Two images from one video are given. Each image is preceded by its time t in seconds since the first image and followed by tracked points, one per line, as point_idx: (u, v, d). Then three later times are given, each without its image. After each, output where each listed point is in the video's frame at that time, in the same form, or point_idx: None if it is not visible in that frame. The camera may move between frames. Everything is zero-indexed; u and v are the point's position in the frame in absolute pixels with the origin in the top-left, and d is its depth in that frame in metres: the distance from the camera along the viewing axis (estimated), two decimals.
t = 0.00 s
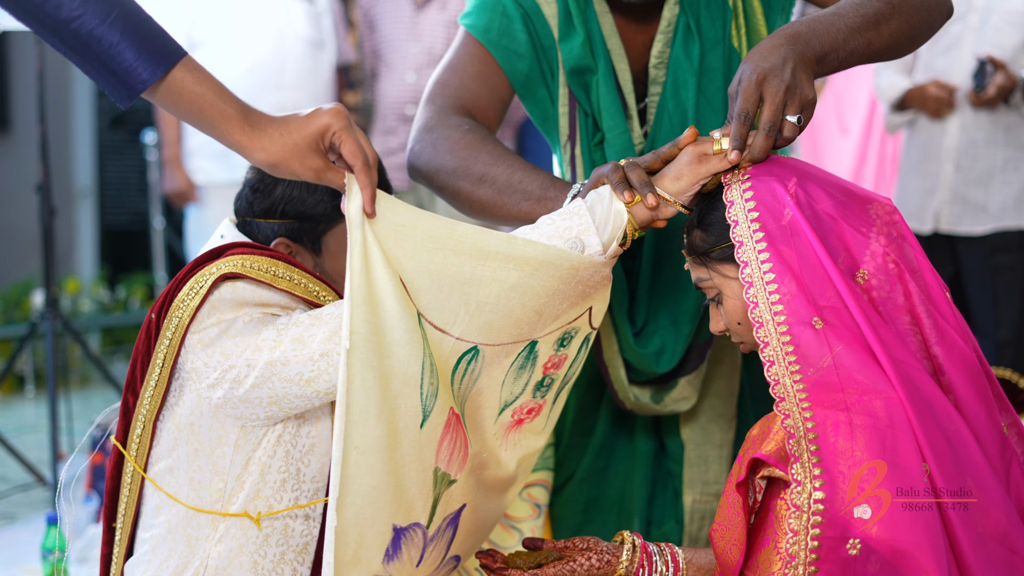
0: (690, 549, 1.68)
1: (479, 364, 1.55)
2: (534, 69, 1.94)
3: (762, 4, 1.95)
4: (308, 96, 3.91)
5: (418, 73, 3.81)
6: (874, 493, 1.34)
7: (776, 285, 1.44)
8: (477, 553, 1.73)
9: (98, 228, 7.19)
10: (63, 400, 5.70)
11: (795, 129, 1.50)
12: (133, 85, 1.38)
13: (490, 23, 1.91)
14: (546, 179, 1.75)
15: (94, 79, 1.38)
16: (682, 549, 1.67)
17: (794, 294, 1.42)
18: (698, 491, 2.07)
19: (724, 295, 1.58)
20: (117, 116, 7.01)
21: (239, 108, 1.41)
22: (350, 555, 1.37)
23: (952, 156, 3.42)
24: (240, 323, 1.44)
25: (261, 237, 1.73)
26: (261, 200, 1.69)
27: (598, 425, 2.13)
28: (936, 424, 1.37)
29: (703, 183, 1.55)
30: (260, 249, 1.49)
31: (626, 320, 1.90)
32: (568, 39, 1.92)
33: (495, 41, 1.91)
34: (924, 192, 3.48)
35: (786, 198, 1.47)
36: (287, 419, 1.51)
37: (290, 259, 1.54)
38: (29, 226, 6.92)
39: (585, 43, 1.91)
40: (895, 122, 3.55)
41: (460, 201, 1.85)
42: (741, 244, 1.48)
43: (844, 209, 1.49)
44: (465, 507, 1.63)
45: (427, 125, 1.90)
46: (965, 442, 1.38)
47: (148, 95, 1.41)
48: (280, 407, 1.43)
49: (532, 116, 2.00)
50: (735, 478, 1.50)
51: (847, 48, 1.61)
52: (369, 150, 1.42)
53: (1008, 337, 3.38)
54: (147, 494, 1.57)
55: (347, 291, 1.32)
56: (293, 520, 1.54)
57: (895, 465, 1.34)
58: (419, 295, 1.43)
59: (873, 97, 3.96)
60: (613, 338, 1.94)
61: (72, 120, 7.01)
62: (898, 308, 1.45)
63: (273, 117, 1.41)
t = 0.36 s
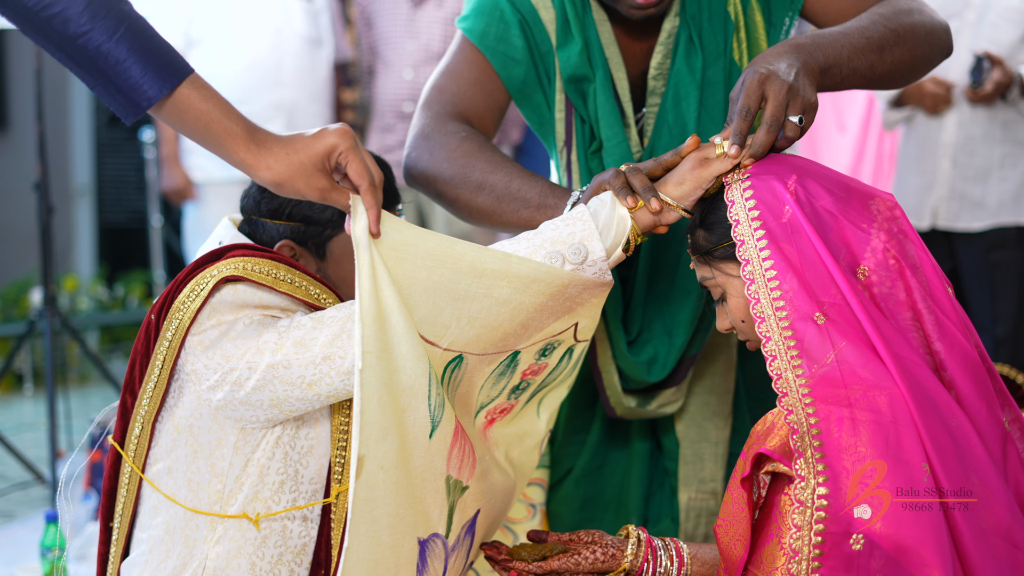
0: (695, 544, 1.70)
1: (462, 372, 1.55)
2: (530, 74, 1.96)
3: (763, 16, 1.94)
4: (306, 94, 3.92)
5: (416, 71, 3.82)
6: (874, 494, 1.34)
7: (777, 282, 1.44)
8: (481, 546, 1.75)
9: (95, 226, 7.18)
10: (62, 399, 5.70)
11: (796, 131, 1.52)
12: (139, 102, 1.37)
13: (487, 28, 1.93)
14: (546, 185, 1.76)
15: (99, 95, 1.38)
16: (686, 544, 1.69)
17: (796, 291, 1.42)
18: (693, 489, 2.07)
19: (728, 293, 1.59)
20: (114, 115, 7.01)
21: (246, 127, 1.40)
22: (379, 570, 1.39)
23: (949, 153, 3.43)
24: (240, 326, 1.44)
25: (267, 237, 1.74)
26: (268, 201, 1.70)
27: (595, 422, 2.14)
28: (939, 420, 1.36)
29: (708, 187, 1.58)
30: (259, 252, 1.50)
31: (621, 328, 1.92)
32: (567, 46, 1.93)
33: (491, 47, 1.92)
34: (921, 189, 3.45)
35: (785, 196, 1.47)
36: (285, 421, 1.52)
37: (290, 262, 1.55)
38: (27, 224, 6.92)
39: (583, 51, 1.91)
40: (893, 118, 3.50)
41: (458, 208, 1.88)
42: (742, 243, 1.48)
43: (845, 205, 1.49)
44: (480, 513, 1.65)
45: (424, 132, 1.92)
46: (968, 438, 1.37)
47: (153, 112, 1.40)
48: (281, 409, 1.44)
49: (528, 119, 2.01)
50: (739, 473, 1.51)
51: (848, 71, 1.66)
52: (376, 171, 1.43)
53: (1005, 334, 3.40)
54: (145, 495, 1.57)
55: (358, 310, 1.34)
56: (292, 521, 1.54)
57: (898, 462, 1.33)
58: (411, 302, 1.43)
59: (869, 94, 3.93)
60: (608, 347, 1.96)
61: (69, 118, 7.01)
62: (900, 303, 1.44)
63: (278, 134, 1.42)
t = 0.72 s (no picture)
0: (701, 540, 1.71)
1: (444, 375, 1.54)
2: (528, 77, 1.97)
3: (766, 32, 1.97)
4: (306, 90, 3.92)
5: (416, 67, 3.81)
6: (873, 494, 1.35)
7: (782, 280, 1.44)
8: (489, 540, 1.78)
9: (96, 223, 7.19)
10: (62, 396, 5.71)
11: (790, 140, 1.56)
12: (143, 105, 1.37)
13: (484, 33, 1.94)
14: (552, 192, 1.77)
15: (105, 98, 1.38)
16: (693, 540, 1.69)
17: (800, 289, 1.43)
18: (691, 486, 2.07)
19: (734, 292, 1.58)
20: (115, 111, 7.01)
21: (252, 133, 1.40)
22: None
23: (950, 148, 3.43)
24: (246, 324, 1.45)
25: (275, 236, 1.74)
26: (277, 200, 1.71)
27: (595, 419, 2.15)
28: (945, 415, 1.36)
29: (713, 188, 1.58)
30: (267, 251, 1.51)
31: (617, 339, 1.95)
32: (562, 51, 1.93)
33: (488, 52, 1.94)
34: (922, 186, 3.46)
35: (790, 194, 1.48)
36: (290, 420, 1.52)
37: (298, 262, 1.56)
38: (28, 220, 6.92)
39: (579, 57, 1.92)
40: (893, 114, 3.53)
41: (471, 219, 1.90)
42: (747, 243, 1.49)
43: (849, 202, 1.49)
44: (487, 513, 1.74)
45: (430, 145, 1.94)
46: (974, 434, 1.37)
47: (158, 116, 1.40)
48: (286, 408, 1.44)
49: (524, 118, 2.02)
50: (745, 467, 1.50)
51: (839, 103, 1.80)
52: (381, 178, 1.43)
53: (1006, 330, 3.41)
54: (147, 492, 1.57)
55: (367, 319, 1.34)
56: (294, 520, 1.55)
57: (902, 458, 1.34)
58: (415, 309, 1.44)
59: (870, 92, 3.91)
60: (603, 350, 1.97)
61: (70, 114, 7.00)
62: (906, 298, 1.44)
63: (285, 141, 1.42)
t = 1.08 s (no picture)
0: (702, 536, 1.71)
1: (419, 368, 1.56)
2: (525, 90, 1.97)
3: (762, 45, 1.99)
4: (304, 87, 3.92)
5: (414, 63, 3.80)
6: (874, 492, 1.35)
7: (785, 277, 1.44)
8: (490, 535, 1.77)
9: (94, 220, 7.18)
10: (61, 392, 5.71)
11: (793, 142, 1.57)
12: (146, 102, 1.37)
13: (480, 48, 1.93)
14: (556, 198, 1.78)
15: (108, 95, 1.38)
16: (695, 536, 1.70)
17: (802, 285, 1.43)
18: (686, 483, 2.09)
19: (737, 288, 1.58)
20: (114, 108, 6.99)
21: (254, 131, 1.40)
22: None
23: (948, 144, 3.43)
24: (249, 321, 1.45)
25: (278, 232, 1.74)
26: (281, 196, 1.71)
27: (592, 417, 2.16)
28: (947, 411, 1.36)
29: (715, 183, 1.58)
30: (271, 248, 1.50)
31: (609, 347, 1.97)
32: (555, 62, 1.96)
33: (484, 67, 1.93)
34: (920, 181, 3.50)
35: (793, 189, 1.48)
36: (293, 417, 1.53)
37: (302, 259, 1.56)
38: (26, 218, 6.91)
39: (571, 68, 1.95)
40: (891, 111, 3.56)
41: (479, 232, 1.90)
42: (750, 238, 1.49)
43: (852, 197, 1.49)
44: (488, 505, 1.76)
45: (433, 168, 1.93)
46: (976, 431, 1.37)
47: (160, 113, 1.40)
48: (289, 405, 1.44)
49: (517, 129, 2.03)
50: (748, 462, 1.50)
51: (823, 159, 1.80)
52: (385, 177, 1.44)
53: (1004, 325, 3.49)
54: (149, 489, 1.57)
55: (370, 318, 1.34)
56: (297, 518, 1.55)
57: (905, 455, 1.34)
58: (415, 301, 1.45)
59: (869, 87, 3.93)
60: (595, 357, 2.00)
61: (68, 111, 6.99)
62: (907, 293, 1.45)
63: (289, 140, 1.42)
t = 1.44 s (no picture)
0: (697, 532, 1.72)
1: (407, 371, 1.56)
2: (517, 101, 1.98)
3: (755, 65, 1.96)
4: (298, 84, 3.91)
5: (411, 59, 3.80)
6: (873, 492, 1.36)
7: (783, 275, 1.45)
8: (485, 529, 1.79)
9: (89, 217, 7.16)
10: (55, 390, 5.70)
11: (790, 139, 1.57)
12: (146, 97, 1.37)
13: (471, 59, 1.95)
14: (559, 190, 1.82)
15: (108, 90, 1.38)
16: (689, 532, 1.71)
17: (800, 283, 1.44)
18: (680, 482, 2.09)
19: (734, 283, 1.59)
20: (108, 105, 6.97)
21: (253, 126, 1.40)
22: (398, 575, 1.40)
23: (942, 142, 3.45)
24: (247, 319, 1.45)
25: (275, 230, 1.74)
26: (278, 194, 1.71)
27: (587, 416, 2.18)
28: (944, 410, 1.37)
29: (714, 181, 1.58)
30: (269, 246, 1.50)
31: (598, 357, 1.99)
32: (548, 75, 1.97)
33: (476, 78, 1.95)
34: (915, 178, 3.53)
35: (792, 185, 1.49)
36: (290, 416, 1.53)
37: (300, 257, 1.56)
38: (19, 215, 6.89)
39: (564, 81, 1.96)
40: (885, 109, 3.58)
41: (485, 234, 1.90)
42: (748, 235, 1.49)
43: (851, 194, 1.49)
44: (475, 499, 1.74)
45: (435, 182, 1.97)
46: (973, 429, 1.38)
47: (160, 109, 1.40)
48: (286, 404, 1.44)
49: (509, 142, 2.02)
50: (744, 458, 1.51)
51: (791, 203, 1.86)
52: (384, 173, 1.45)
53: (998, 322, 3.51)
54: (146, 486, 1.57)
55: (367, 314, 1.36)
56: (294, 516, 1.56)
57: (903, 455, 1.35)
58: (416, 297, 1.45)
59: (864, 85, 3.95)
60: (583, 364, 2.02)
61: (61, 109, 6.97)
62: (907, 290, 1.45)
63: (288, 136, 1.42)
